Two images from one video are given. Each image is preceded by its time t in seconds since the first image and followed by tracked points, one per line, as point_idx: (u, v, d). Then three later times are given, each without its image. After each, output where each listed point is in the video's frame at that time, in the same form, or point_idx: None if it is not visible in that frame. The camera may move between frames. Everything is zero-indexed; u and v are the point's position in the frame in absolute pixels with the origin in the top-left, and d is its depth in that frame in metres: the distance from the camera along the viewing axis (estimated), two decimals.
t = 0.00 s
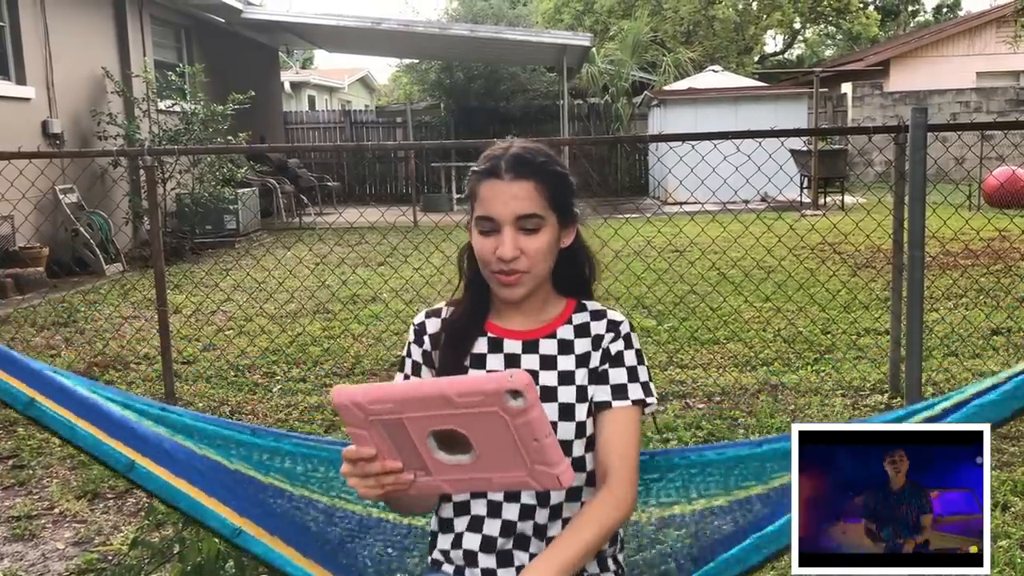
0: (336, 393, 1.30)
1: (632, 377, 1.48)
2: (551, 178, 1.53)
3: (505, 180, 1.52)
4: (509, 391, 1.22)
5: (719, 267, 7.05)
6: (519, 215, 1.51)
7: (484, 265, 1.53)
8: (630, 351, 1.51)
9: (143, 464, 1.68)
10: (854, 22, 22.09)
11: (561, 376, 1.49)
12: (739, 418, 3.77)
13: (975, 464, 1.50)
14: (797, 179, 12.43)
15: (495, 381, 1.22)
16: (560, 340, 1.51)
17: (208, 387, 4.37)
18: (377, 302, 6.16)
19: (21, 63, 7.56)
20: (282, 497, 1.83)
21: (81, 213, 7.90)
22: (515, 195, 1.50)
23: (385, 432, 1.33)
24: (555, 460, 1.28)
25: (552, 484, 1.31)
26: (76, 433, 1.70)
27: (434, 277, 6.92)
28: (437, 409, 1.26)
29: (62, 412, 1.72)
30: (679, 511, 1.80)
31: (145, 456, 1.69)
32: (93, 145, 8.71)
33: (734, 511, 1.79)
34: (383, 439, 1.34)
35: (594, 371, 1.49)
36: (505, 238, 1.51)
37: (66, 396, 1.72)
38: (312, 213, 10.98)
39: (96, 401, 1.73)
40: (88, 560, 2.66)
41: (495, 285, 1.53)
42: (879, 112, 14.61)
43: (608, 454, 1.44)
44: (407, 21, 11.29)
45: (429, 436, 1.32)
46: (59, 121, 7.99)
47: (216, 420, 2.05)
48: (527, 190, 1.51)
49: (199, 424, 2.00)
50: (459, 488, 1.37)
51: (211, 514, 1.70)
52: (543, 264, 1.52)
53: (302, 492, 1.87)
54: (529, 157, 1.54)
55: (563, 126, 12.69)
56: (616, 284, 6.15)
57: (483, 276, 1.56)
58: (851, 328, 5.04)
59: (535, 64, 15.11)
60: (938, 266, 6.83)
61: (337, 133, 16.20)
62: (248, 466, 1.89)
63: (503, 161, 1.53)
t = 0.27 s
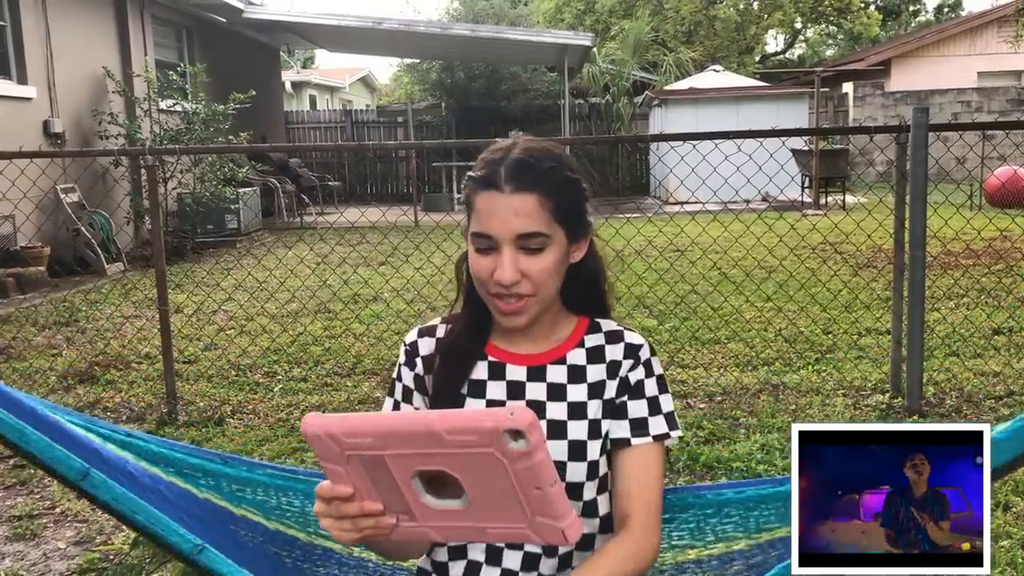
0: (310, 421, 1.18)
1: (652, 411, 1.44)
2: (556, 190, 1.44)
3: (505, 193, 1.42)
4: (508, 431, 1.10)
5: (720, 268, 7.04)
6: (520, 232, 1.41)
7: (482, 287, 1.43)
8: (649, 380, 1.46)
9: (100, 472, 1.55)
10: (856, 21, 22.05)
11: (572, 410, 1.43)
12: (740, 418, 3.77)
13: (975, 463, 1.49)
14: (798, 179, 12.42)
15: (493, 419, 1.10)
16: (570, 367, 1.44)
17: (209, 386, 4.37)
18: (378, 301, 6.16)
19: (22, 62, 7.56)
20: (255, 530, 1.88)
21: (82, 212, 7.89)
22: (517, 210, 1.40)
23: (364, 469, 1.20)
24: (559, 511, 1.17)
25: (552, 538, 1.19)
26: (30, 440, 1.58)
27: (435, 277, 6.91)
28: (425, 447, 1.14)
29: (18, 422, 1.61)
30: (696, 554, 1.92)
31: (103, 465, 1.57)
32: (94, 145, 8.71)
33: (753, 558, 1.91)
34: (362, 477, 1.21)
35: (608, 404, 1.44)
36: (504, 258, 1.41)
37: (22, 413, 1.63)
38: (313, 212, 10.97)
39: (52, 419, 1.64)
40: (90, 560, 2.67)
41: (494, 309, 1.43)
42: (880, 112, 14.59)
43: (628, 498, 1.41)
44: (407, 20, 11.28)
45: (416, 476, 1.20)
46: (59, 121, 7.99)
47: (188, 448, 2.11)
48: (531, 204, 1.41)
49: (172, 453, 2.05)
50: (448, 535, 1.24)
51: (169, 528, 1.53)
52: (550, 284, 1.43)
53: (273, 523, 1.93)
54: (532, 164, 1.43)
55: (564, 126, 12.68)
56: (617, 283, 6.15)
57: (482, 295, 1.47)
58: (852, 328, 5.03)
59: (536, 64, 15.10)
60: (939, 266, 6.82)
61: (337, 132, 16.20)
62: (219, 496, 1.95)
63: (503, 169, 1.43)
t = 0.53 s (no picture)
0: (285, 441, 1.16)
1: (663, 419, 1.39)
2: (550, 195, 1.37)
3: (495, 205, 1.35)
4: (495, 446, 1.07)
5: (721, 267, 7.03)
6: (513, 245, 1.34)
7: (476, 299, 1.38)
8: (659, 387, 1.40)
9: (83, 472, 1.41)
10: (858, 20, 22.02)
11: (575, 421, 1.38)
12: (741, 417, 3.77)
13: (975, 463, 1.47)
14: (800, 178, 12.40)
15: (479, 433, 1.08)
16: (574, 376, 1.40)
17: (210, 385, 4.38)
18: (380, 301, 6.16)
19: (24, 61, 7.56)
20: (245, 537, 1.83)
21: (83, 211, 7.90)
22: (508, 222, 1.34)
23: (346, 487, 1.18)
24: (555, 526, 1.14)
25: (548, 551, 1.17)
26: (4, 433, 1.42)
27: (436, 276, 6.91)
28: (408, 464, 1.12)
29: None
30: (704, 568, 1.85)
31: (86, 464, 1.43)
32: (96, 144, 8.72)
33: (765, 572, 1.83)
34: (345, 495, 1.19)
35: (614, 412, 1.39)
36: (496, 273, 1.34)
37: None
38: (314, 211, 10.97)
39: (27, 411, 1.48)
40: (91, 559, 2.66)
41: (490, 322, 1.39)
42: (882, 112, 14.57)
43: (639, 509, 1.37)
44: (409, 19, 11.28)
45: (402, 493, 1.17)
46: (61, 120, 7.99)
47: (176, 453, 2.10)
48: (523, 214, 1.34)
49: (163, 460, 2.04)
50: (440, 552, 1.22)
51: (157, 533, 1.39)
52: (547, 294, 1.37)
53: (262, 531, 1.89)
54: (523, 170, 1.37)
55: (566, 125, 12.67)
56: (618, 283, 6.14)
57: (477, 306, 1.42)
58: (854, 328, 5.02)
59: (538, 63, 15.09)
60: (941, 266, 6.81)
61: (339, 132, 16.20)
62: (206, 502, 1.92)
63: (492, 177, 1.36)
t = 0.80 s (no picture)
0: (297, 425, 1.16)
1: (646, 403, 1.39)
2: (541, 191, 1.37)
3: (488, 201, 1.35)
4: (501, 420, 1.09)
5: (723, 266, 7.03)
6: (506, 240, 1.34)
7: (470, 292, 1.38)
8: (643, 372, 1.40)
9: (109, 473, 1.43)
10: (860, 19, 21.99)
11: (563, 407, 1.37)
12: (743, 417, 3.76)
13: (975, 463, 1.45)
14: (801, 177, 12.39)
15: (485, 410, 1.09)
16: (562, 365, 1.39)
17: (212, 384, 4.38)
18: (381, 300, 6.15)
19: (26, 60, 7.56)
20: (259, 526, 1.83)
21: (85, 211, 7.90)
22: (501, 218, 1.34)
23: (357, 467, 1.18)
24: (557, 497, 1.15)
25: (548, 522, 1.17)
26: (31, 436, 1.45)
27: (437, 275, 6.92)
28: (418, 441, 1.12)
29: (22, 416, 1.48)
30: (696, 545, 1.88)
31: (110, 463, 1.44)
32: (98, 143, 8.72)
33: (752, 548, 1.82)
34: (355, 475, 1.19)
35: (599, 399, 1.38)
36: (489, 266, 1.34)
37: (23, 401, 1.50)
38: (315, 210, 10.98)
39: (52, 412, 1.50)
40: (93, 558, 2.67)
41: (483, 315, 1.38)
42: (884, 111, 14.54)
43: (620, 492, 1.37)
44: (411, 18, 11.28)
45: (410, 471, 1.17)
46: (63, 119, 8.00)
47: (190, 449, 2.11)
48: (516, 210, 1.35)
49: (178, 456, 2.05)
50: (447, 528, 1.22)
51: (183, 530, 1.44)
52: (538, 286, 1.37)
53: (275, 520, 1.89)
54: (515, 165, 1.37)
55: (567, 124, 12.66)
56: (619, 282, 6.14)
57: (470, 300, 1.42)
58: (856, 327, 5.01)
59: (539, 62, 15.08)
60: (943, 265, 6.80)
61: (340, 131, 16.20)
62: (220, 495, 1.93)
63: (486, 174, 1.36)
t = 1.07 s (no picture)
0: (354, 403, 1.32)
1: (616, 379, 1.61)
2: (544, 191, 1.60)
3: (500, 196, 1.57)
4: (538, 403, 1.26)
5: (724, 266, 7.04)
6: (515, 232, 1.57)
7: (477, 276, 1.59)
8: (615, 351, 1.62)
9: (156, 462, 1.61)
10: (862, 19, 21.95)
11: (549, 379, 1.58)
12: (744, 417, 3.76)
13: (975, 465, 1.47)
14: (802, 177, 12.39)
15: (525, 393, 1.27)
16: (550, 343, 1.60)
17: (213, 383, 4.38)
18: (382, 299, 6.15)
19: (27, 60, 7.57)
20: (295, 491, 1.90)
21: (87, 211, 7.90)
22: (511, 213, 1.56)
23: (403, 439, 1.35)
24: (575, 463, 1.34)
25: (568, 484, 1.36)
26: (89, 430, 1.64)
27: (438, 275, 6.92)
28: (462, 419, 1.29)
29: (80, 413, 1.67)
30: (679, 495, 1.99)
31: (160, 453, 1.63)
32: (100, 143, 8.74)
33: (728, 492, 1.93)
34: (402, 446, 1.36)
35: (579, 373, 1.60)
36: (498, 254, 1.57)
37: (85, 396, 1.70)
38: (316, 210, 10.97)
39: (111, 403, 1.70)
40: (95, 557, 2.67)
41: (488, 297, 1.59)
42: (886, 110, 14.53)
43: (591, 449, 1.58)
44: (412, 18, 11.26)
45: (450, 442, 1.34)
46: (65, 119, 8.00)
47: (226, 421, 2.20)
48: (524, 207, 1.57)
49: (213, 426, 2.14)
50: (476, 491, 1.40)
51: (225, 511, 1.62)
52: (537, 273, 1.59)
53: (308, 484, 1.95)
54: (524, 167, 1.59)
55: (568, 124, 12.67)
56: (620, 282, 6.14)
57: (476, 285, 1.63)
58: (857, 327, 5.01)
59: (540, 62, 15.09)
60: (944, 265, 6.80)
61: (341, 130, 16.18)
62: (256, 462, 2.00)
63: (499, 173, 1.58)
